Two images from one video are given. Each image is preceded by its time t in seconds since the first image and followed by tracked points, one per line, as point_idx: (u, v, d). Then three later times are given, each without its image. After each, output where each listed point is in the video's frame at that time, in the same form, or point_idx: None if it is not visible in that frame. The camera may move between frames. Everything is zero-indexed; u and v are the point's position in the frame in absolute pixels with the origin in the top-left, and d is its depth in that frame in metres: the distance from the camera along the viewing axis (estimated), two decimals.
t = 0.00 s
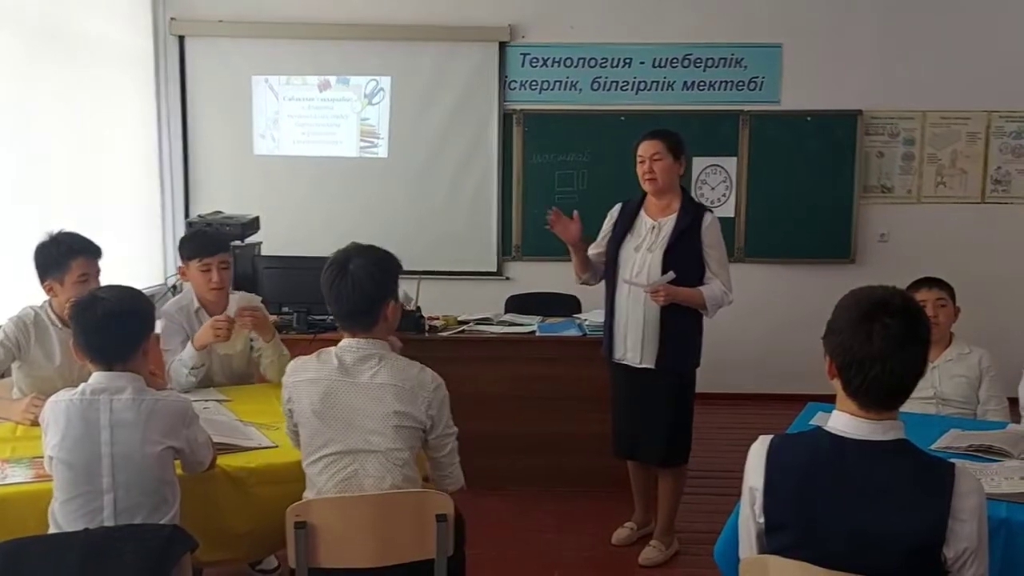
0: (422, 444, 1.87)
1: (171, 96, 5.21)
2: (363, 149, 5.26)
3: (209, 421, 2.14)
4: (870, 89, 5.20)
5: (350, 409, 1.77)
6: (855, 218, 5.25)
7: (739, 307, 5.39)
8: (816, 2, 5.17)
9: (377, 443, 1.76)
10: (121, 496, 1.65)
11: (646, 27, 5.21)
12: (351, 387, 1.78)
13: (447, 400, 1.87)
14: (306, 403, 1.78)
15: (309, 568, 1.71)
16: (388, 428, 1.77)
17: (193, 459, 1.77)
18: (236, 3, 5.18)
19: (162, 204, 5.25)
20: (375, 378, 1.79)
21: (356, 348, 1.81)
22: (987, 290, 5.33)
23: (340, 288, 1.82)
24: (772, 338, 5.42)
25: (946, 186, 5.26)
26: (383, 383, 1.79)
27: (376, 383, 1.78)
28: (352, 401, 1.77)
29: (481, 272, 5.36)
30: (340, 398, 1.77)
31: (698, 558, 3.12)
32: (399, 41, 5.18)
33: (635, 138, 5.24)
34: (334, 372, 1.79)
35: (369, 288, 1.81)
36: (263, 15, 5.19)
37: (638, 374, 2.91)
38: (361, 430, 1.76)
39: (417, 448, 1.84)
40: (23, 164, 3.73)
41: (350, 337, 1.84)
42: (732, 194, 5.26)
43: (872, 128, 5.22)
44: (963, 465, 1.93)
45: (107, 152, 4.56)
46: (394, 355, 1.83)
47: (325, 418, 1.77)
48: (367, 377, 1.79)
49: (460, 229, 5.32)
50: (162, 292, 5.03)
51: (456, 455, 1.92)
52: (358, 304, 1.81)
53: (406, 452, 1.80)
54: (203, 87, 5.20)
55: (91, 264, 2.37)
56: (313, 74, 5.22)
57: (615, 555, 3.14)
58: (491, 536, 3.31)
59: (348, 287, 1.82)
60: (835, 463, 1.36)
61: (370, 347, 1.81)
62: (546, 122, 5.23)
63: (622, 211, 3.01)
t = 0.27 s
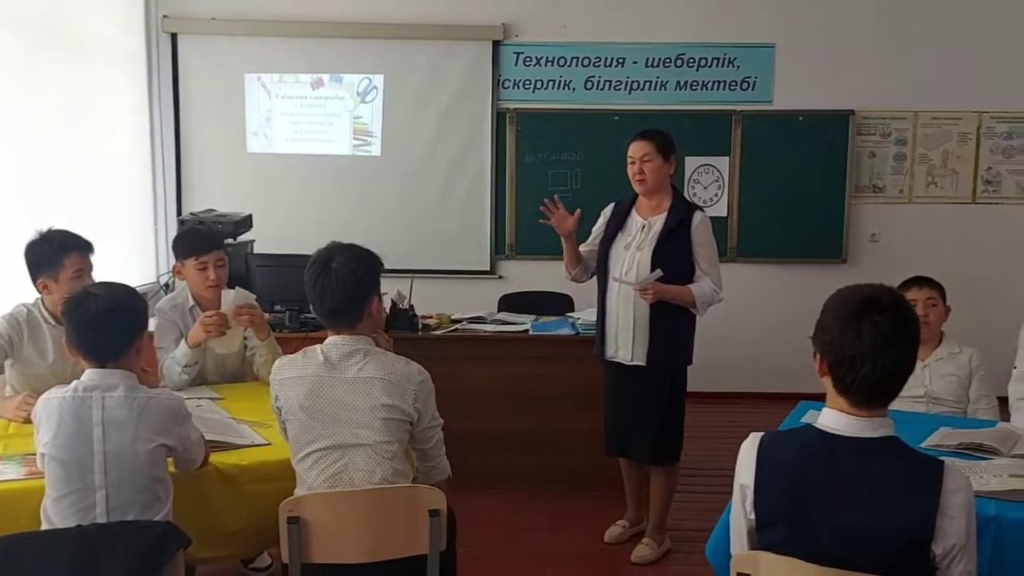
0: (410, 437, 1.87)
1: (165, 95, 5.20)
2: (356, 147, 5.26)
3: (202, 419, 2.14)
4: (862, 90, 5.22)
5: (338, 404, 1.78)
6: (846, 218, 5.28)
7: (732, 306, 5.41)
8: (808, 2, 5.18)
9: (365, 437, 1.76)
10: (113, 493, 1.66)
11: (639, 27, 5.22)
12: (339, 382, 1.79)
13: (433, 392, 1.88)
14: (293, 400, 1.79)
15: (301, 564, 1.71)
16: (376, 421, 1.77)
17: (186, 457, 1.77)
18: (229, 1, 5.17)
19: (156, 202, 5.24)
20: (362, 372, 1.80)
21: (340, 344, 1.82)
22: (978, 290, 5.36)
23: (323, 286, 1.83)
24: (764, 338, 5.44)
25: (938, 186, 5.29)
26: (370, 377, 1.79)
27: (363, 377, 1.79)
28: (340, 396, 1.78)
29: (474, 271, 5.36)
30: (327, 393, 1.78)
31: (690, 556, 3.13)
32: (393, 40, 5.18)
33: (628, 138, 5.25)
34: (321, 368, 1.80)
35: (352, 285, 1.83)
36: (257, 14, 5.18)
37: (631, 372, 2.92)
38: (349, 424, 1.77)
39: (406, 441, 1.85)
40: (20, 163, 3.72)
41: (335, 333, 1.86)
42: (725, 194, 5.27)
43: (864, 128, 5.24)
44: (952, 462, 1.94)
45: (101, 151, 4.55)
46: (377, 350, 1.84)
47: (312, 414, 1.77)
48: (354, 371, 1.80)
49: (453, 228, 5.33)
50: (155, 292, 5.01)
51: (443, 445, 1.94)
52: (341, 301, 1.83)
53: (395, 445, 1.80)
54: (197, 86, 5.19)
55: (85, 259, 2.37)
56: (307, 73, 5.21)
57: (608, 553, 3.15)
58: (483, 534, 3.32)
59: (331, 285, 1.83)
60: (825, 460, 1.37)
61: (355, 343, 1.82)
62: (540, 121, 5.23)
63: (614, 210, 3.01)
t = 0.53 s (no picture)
0: (379, 435, 1.87)
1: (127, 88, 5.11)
2: (323, 143, 5.22)
3: (168, 418, 2.11)
4: (826, 91, 5.30)
5: (306, 403, 1.76)
6: (810, 218, 5.35)
7: (697, 304, 5.46)
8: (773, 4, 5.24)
9: (334, 436, 1.76)
10: (77, 493, 1.64)
11: (607, 26, 5.25)
12: (307, 381, 1.78)
13: (402, 390, 1.88)
14: (259, 399, 1.77)
15: (270, 564, 1.69)
16: (345, 420, 1.76)
17: (153, 457, 1.74)
18: None
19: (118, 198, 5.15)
20: (330, 370, 1.79)
21: (307, 342, 1.80)
22: (937, 289, 5.46)
23: (287, 286, 1.82)
24: (729, 336, 5.50)
25: (898, 187, 5.38)
26: (338, 375, 1.78)
27: (331, 375, 1.78)
28: (308, 395, 1.77)
29: (443, 269, 5.35)
30: (295, 392, 1.77)
31: (657, 552, 3.16)
32: (360, 36, 5.15)
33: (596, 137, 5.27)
34: (289, 366, 1.78)
35: (318, 284, 1.82)
36: (222, 7, 5.12)
37: (599, 371, 2.93)
38: (318, 423, 1.76)
39: (375, 439, 1.84)
40: None
41: (300, 333, 1.84)
42: (691, 194, 5.32)
43: (827, 130, 5.32)
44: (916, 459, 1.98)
45: (62, 145, 4.46)
46: (344, 348, 1.84)
47: (280, 413, 1.76)
48: (322, 370, 1.79)
49: (421, 225, 5.31)
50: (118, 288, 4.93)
51: (414, 442, 1.93)
52: (306, 300, 1.81)
53: (364, 443, 1.79)
54: (161, 80, 5.12)
55: (46, 256, 2.37)
56: (272, 68, 5.16)
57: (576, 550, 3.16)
58: (451, 533, 3.31)
59: (297, 284, 1.82)
60: (792, 456, 1.39)
61: (322, 342, 1.81)
62: (507, 119, 5.23)
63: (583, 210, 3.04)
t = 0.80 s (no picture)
0: (360, 428, 1.87)
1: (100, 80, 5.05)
2: (298, 137, 5.19)
3: (146, 411, 2.10)
4: (800, 89, 5.35)
5: (288, 394, 1.76)
6: (784, 214, 5.40)
7: (673, 300, 5.49)
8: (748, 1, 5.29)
9: (316, 427, 1.75)
10: (55, 484, 1.63)
11: (583, 22, 5.26)
12: (289, 372, 1.77)
13: (385, 383, 1.88)
14: (242, 391, 1.77)
15: (250, 557, 1.69)
16: (327, 411, 1.76)
17: (131, 450, 1.73)
18: None
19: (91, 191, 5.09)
20: (313, 362, 1.79)
21: (291, 335, 1.80)
22: (908, 285, 5.54)
23: (271, 277, 1.82)
24: (704, 331, 5.54)
25: (870, 184, 5.45)
26: (321, 367, 1.79)
27: (313, 367, 1.78)
28: (290, 386, 1.77)
29: (419, 264, 5.34)
30: (277, 384, 1.76)
31: (635, 544, 3.18)
32: (336, 29, 5.13)
33: (572, 132, 5.29)
34: (272, 357, 1.78)
35: (302, 278, 1.82)
36: None
37: (577, 364, 2.95)
38: (300, 415, 1.76)
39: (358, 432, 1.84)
40: None
41: (282, 325, 1.83)
42: (667, 189, 5.35)
43: (801, 127, 5.37)
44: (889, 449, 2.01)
45: (34, 136, 4.40)
46: (327, 340, 1.84)
47: (262, 405, 1.76)
48: (304, 362, 1.79)
49: (398, 220, 5.30)
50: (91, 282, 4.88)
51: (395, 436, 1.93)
52: (290, 294, 1.81)
53: (347, 436, 1.79)
54: (135, 71, 5.06)
55: (21, 249, 2.39)
56: (247, 60, 5.12)
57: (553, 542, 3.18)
58: (429, 526, 3.32)
59: (280, 277, 1.81)
60: (771, 445, 1.42)
61: (305, 334, 1.81)
62: (484, 114, 5.23)
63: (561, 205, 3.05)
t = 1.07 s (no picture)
0: (360, 424, 1.90)
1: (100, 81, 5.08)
2: (297, 137, 5.22)
3: (148, 408, 2.13)
4: (794, 90, 5.39)
5: (289, 390, 1.80)
6: (778, 214, 5.45)
7: (668, 299, 5.53)
8: (743, 3, 5.32)
9: (317, 423, 1.79)
10: (61, 479, 1.65)
11: (580, 23, 5.29)
12: (290, 369, 1.81)
13: (384, 379, 1.91)
14: (244, 388, 1.80)
15: (253, 551, 1.72)
16: (328, 407, 1.80)
17: (135, 446, 1.76)
18: None
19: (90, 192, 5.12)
20: (313, 359, 1.82)
21: (292, 332, 1.83)
22: (902, 285, 5.58)
23: (274, 275, 1.85)
24: (700, 330, 5.58)
25: (864, 184, 5.49)
26: (321, 364, 1.82)
27: (313, 364, 1.81)
28: (291, 382, 1.80)
29: (417, 263, 5.36)
30: (278, 380, 1.80)
31: (630, 540, 3.22)
32: (334, 30, 5.16)
33: (569, 133, 5.32)
34: (273, 355, 1.82)
35: (304, 278, 1.85)
36: None
37: (573, 363, 2.99)
38: (301, 411, 1.79)
39: (358, 427, 1.87)
40: None
41: (284, 324, 1.86)
42: (662, 190, 5.39)
43: (795, 128, 5.41)
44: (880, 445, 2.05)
45: (35, 137, 4.43)
46: (327, 338, 1.87)
47: (264, 401, 1.79)
48: (305, 359, 1.82)
49: (396, 219, 5.33)
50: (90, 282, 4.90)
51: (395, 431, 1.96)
52: (293, 294, 1.84)
53: (347, 430, 1.83)
54: (133, 72, 5.09)
55: (27, 251, 2.44)
56: (245, 61, 5.15)
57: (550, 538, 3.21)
58: (427, 522, 3.35)
59: (283, 277, 1.85)
60: (762, 441, 1.46)
61: (306, 332, 1.84)
62: (481, 115, 5.27)
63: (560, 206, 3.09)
